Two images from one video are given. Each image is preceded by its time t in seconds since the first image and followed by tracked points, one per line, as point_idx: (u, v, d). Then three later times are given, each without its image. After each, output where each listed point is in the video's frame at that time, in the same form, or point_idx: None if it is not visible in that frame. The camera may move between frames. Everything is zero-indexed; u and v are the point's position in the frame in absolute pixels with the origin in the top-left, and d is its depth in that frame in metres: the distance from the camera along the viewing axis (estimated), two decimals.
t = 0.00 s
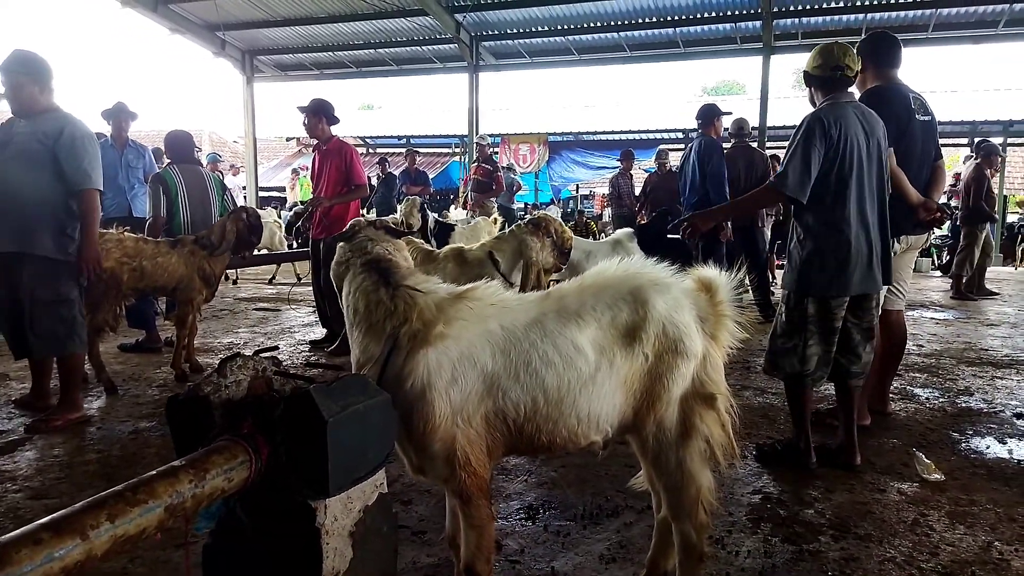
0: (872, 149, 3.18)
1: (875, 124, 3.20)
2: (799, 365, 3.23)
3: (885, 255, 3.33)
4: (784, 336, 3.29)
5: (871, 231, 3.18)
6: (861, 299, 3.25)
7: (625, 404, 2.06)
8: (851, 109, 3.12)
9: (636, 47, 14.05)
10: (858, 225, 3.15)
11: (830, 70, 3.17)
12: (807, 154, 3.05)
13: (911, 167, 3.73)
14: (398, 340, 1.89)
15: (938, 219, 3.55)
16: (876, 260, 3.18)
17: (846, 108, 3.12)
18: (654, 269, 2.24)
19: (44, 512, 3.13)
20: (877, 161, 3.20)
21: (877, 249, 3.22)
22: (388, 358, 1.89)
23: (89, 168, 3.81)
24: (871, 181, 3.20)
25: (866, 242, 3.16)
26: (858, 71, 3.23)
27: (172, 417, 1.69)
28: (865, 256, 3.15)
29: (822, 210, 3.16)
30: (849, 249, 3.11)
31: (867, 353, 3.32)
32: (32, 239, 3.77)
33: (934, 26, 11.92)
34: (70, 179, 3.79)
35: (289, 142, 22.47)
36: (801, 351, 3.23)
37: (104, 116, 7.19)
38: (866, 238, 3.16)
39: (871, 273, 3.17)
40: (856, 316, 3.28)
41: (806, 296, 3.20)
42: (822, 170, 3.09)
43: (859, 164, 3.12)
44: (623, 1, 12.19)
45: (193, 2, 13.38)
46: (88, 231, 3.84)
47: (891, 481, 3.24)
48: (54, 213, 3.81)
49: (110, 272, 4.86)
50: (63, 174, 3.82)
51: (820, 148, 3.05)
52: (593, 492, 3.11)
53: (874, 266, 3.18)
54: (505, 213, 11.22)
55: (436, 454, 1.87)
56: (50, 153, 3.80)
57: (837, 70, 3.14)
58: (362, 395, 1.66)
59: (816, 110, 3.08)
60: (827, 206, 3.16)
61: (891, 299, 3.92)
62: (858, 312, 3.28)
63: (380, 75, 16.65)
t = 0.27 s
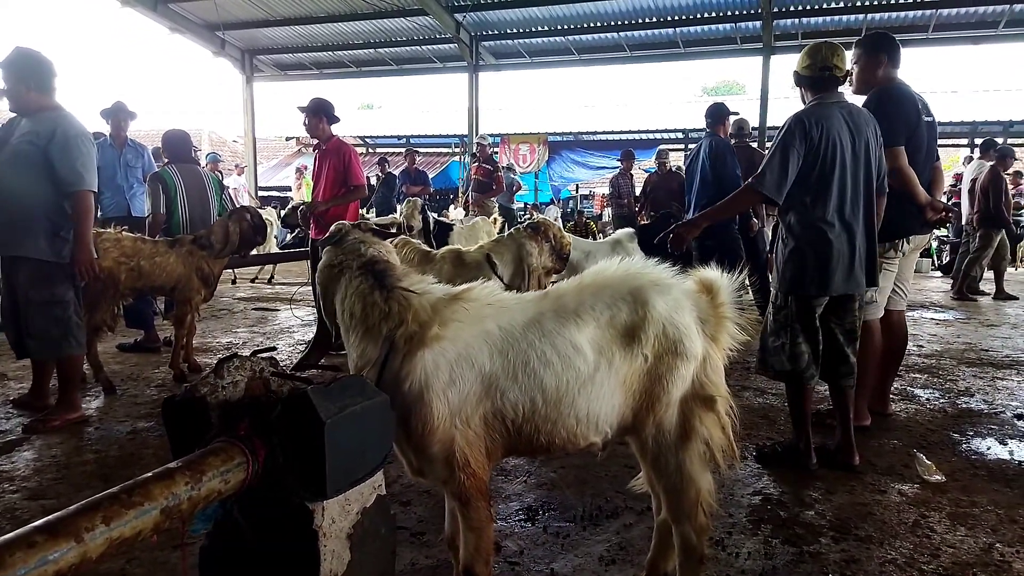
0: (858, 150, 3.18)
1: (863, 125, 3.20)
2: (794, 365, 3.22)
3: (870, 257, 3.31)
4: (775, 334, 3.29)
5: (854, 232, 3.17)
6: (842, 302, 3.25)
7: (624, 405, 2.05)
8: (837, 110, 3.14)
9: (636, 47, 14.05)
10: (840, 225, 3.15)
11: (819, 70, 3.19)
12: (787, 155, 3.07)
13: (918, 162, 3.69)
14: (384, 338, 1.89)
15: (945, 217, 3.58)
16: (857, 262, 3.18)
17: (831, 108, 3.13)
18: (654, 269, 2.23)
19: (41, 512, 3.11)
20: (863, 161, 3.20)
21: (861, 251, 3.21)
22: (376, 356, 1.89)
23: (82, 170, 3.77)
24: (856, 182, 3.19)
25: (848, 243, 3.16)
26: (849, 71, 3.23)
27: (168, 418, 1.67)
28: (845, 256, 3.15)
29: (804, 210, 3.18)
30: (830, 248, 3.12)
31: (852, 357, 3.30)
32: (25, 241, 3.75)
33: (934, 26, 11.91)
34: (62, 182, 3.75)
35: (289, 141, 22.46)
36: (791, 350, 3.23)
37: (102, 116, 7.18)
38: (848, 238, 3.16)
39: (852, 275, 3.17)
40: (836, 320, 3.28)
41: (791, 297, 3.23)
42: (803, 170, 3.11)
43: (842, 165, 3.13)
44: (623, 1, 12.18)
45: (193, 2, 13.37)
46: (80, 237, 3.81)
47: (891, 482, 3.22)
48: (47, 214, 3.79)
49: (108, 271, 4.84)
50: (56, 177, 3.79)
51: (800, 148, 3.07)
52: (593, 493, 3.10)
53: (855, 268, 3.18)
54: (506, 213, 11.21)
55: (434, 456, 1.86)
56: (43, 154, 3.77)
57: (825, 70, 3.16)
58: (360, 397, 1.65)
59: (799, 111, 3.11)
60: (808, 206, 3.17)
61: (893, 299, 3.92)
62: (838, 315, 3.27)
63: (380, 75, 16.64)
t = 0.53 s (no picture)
0: (854, 151, 3.17)
1: (859, 126, 3.19)
2: (795, 366, 3.20)
3: (866, 258, 3.30)
4: (774, 335, 3.28)
5: (849, 233, 3.16)
6: (839, 304, 3.24)
7: (629, 405, 2.04)
8: (831, 111, 3.13)
9: (641, 47, 14.02)
10: (835, 226, 3.14)
11: (813, 71, 3.17)
12: (780, 156, 3.06)
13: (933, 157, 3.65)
14: (382, 336, 1.88)
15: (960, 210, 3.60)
16: (853, 263, 3.16)
17: (826, 109, 3.12)
18: (659, 269, 2.21)
19: (43, 509, 3.11)
20: (859, 162, 3.18)
21: (857, 251, 3.19)
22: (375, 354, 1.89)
23: (68, 167, 3.68)
24: (852, 182, 3.18)
25: (842, 243, 3.15)
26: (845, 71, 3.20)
27: (170, 415, 1.67)
28: (840, 257, 3.13)
29: (798, 211, 3.17)
30: (824, 249, 3.11)
31: (851, 360, 3.28)
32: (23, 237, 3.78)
33: (939, 27, 11.87)
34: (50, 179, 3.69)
35: (292, 141, 22.48)
36: (790, 351, 3.22)
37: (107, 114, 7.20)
38: (843, 239, 3.15)
39: (848, 277, 3.16)
40: (834, 322, 3.27)
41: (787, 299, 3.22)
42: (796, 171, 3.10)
43: (837, 165, 3.11)
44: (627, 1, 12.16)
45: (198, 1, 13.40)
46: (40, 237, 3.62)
47: (896, 483, 3.21)
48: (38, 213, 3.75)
49: (111, 269, 4.85)
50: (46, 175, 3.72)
51: (793, 149, 3.06)
52: (596, 493, 3.09)
53: (852, 267, 3.16)
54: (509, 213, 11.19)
55: (438, 456, 1.85)
56: (37, 151, 3.72)
57: (819, 70, 3.13)
58: (364, 396, 1.64)
59: (792, 112, 3.10)
60: (802, 207, 3.16)
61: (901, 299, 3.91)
62: (836, 317, 3.26)
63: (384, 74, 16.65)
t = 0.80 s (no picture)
0: (850, 145, 3.15)
1: (855, 120, 3.17)
2: (794, 362, 3.19)
3: (865, 253, 3.28)
4: (773, 332, 3.27)
5: (846, 228, 3.14)
6: (838, 299, 3.23)
7: (631, 401, 2.03)
8: (827, 106, 3.11)
9: (642, 42, 13.99)
10: (832, 221, 3.13)
11: (809, 67, 3.15)
12: (775, 152, 3.05)
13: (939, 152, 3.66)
14: (381, 332, 1.87)
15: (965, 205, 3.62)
16: (851, 257, 3.15)
17: (821, 104, 3.11)
18: (661, 264, 2.20)
19: (44, 505, 3.11)
20: (855, 156, 3.16)
21: (855, 246, 3.18)
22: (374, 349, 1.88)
23: (55, 164, 3.61)
24: (849, 177, 3.16)
25: (840, 238, 3.13)
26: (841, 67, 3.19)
27: (171, 412, 1.66)
28: (838, 251, 3.12)
29: (794, 206, 3.15)
30: (821, 244, 3.10)
31: (850, 356, 3.27)
32: (18, 234, 3.79)
33: (942, 22, 11.83)
34: (39, 176, 3.64)
35: (293, 137, 22.45)
36: (790, 347, 3.21)
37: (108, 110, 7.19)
38: (840, 234, 3.13)
39: (846, 271, 3.14)
40: (834, 319, 3.26)
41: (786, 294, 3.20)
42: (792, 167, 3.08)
43: (833, 160, 3.10)
44: None
45: None
46: (31, 233, 3.61)
47: (898, 480, 3.20)
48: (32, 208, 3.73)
49: (112, 266, 4.84)
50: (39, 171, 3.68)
51: (789, 145, 3.05)
52: (598, 489, 3.08)
53: (850, 263, 3.15)
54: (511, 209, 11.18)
55: (440, 452, 1.84)
56: (28, 147, 3.69)
57: (814, 66, 3.12)
58: (365, 391, 1.63)
59: (787, 108, 3.09)
60: (798, 202, 3.14)
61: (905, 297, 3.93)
62: (836, 313, 3.25)
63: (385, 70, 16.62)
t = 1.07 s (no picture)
0: (849, 142, 3.13)
1: (855, 117, 3.15)
2: (796, 361, 3.18)
3: (866, 250, 3.26)
4: (774, 331, 3.25)
5: (846, 225, 3.13)
6: (839, 297, 3.21)
7: (635, 400, 2.02)
8: (826, 103, 3.09)
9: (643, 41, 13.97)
10: (831, 219, 3.11)
11: (808, 65, 3.12)
12: (774, 150, 3.04)
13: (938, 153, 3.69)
14: (382, 329, 1.87)
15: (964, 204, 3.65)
16: (851, 255, 3.13)
17: (820, 101, 3.09)
18: (666, 261, 2.19)
19: (46, 506, 3.11)
20: (854, 154, 3.15)
21: (855, 244, 3.16)
22: (375, 345, 1.88)
23: (53, 166, 3.61)
24: (849, 174, 3.14)
25: (840, 236, 3.12)
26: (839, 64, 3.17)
27: (173, 411, 1.65)
28: (838, 249, 3.10)
29: (793, 205, 3.14)
30: (822, 243, 3.09)
31: (852, 355, 3.25)
32: (17, 235, 3.80)
33: (944, 20, 11.80)
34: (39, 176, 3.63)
35: (294, 138, 22.45)
36: (790, 346, 3.20)
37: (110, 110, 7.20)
38: (840, 231, 3.12)
39: (847, 269, 3.13)
40: (835, 317, 3.24)
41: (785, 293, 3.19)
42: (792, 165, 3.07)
43: (833, 158, 3.08)
44: None
45: None
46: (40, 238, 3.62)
47: (903, 478, 3.19)
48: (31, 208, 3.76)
49: (114, 265, 4.84)
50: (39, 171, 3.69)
51: (788, 143, 3.03)
52: (601, 488, 3.07)
53: (851, 260, 3.13)
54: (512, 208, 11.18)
55: (443, 450, 1.83)
56: (24, 147, 3.70)
57: (814, 64, 3.09)
58: (367, 389, 1.62)
59: (786, 106, 3.07)
60: (797, 200, 3.13)
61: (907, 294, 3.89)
62: (838, 312, 3.23)
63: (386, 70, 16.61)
